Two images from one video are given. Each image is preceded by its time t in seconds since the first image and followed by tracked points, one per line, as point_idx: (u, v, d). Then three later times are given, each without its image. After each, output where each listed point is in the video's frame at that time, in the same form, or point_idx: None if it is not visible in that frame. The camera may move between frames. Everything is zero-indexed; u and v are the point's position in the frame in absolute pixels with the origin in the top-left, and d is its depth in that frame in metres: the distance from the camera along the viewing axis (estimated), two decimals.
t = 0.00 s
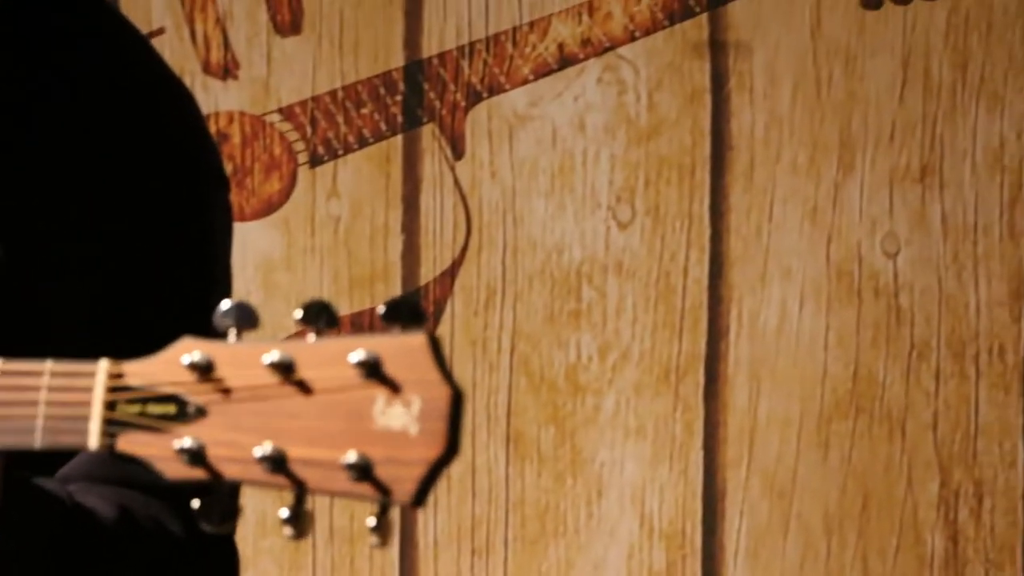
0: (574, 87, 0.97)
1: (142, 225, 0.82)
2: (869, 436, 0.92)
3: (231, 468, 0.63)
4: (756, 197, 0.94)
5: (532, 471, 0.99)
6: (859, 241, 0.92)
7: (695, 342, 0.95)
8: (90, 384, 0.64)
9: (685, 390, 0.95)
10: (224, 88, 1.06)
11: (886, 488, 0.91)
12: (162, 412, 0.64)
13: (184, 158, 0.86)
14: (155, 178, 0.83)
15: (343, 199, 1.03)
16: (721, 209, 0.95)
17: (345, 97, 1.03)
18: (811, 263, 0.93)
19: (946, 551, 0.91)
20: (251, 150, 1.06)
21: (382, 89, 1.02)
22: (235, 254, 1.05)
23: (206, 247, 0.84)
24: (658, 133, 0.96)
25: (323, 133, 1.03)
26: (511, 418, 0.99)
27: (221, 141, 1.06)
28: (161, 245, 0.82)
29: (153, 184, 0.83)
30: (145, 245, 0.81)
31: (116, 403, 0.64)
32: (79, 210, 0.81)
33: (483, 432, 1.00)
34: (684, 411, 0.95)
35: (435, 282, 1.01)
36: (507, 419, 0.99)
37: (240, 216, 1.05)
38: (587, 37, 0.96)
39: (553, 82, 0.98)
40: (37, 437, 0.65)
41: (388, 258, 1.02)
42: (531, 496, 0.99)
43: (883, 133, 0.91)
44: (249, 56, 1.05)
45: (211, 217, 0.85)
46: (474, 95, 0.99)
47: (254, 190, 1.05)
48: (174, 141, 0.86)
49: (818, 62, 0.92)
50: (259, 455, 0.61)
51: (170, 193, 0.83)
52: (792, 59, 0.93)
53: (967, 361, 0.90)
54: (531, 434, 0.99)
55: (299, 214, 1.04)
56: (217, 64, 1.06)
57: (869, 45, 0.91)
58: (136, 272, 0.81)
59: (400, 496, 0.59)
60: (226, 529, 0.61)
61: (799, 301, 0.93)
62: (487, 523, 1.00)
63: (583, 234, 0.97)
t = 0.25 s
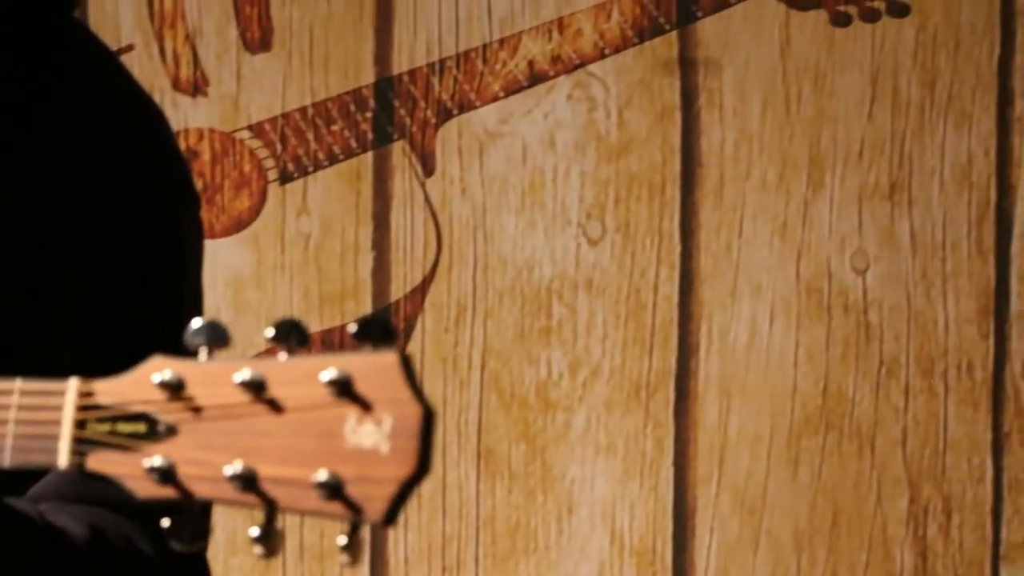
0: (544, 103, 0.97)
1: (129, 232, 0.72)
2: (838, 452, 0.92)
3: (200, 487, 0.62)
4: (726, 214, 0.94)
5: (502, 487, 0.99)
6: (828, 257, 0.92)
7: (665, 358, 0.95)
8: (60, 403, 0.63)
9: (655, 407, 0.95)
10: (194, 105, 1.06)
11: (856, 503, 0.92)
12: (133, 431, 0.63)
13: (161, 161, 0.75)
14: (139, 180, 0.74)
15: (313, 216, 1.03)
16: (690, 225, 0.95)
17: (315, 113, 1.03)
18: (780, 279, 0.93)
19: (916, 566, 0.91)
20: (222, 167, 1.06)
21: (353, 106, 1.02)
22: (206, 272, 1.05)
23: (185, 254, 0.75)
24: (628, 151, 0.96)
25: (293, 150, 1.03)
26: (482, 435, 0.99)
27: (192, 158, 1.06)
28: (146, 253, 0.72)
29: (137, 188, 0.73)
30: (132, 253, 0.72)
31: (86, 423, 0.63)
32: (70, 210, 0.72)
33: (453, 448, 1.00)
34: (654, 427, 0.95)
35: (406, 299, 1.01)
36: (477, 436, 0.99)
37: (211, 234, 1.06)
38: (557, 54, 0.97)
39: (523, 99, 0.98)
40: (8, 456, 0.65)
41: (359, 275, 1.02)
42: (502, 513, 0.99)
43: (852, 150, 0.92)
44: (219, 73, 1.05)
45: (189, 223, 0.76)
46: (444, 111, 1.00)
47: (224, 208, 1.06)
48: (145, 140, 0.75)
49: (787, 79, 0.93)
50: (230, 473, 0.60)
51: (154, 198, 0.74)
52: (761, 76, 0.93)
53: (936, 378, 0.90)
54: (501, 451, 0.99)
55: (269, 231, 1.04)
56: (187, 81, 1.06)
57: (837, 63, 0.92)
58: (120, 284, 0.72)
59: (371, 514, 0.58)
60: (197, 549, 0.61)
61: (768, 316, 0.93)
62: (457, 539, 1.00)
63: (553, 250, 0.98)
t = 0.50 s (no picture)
0: (509, 124, 0.98)
1: (112, 261, 0.88)
2: (802, 471, 0.92)
3: (164, 505, 0.66)
4: (690, 235, 0.95)
5: (468, 508, 0.99)
6: (792, 278, 0.93)
7: (630, 379, 0.95)
8: (27, 422, 0.69)
9: (620, 427, 0.95)
10: (158, 126, 1.06)
11: (819, 524, 0.92)
12: (99, 450, 0.68)
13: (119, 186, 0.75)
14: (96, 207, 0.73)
15: (278, 237, 1.03)
16: (655, 246, 0.95)
17: (279, 134, 1.03)
18: (744, 299, 0.94)
19: None
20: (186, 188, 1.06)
21: (317, 126, 1.02)
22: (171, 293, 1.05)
23: (145, 274, 0.90)
24: (592, 171, 0.96)
25: (257, 170, 1.03)
26: (447, 456, 0.99)
27: (155, 179, 1.06)
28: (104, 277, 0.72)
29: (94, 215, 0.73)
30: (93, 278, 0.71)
31: (50, 441, 0.69)
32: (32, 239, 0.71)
33: (418, 469, 1.00)
34: (619, 447, 0.95)
35: (371, 319, 1.01)
36: (443, 457, 0.99)
37: (173, 255, 1.05)
38: (521, 75, 0.98)
39: (487, 120, 0.98)
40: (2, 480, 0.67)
41: (324, 296, 1.02)
42: (467, 534, 0.99)
43: (815, 171, 0.92)
44: (183, 94, 1.05)
45: (151, 243, 0.91)
46: (409, 132, 1.00)
47: (188, 228, 1.05)
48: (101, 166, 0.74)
49: (750, 99, 0.93)
50: (197, 492, 0.64)
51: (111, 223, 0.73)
52: (725, 97, 0.94)
53: (899, 397, 0.90)
54: (467, 472, 0.99)
55: (233, 252, 1.04)
56: (150, 102, 1.06)
57: (800, 84, 0.92)
58: (87, 308, 0.86)
59: (336, 530, 0.62)
60: (161, 568, 0.67)
61: (733, 336, 0.94)
62: (423, 560, 1.00)
63: (518, 271, 0.98)
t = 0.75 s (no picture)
0: (476, 143, 0.98)
1: (81, 273, 0.77)
2: (769, 490, 0.92)
3: (134, 530, 0.64)
4: (657, 255, 0.95)
5: (436, 527, 0.98)
6: (759, 297, 0.93)
7: (598, 398, 0.95)
8: None
9: (588, 447, 0.96)
10: (124, 145, 1.05)
11: (786, 544, 0.92)
12: (66, 473, 0.66)
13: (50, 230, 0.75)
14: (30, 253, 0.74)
15: (245, 257, 1.03)
16: (622, 265, 0.96)
17: (247, 154, 1.03)
18: (711, 319, 0.94)
19: None
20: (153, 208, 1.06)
21: (284, 146, 1.02)
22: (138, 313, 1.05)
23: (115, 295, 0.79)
24: (560, 191, 0.97)
25: (225, 190, 1.03)
26: (415, 475, 0.99)
27: (123, 199, 1.06)
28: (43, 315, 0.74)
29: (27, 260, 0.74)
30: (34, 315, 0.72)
31: (16, 464, 0.67)
32: None
33: (386, 488, 1.00)
34: (587, 467, 0.95)
35: (339, 339, 1.01)
36: (411, 477, 0.99)
37: (142, 274, 1.05)
38: (489, 95, 0.98)
39: (455, 139, 0.98)
40: None
41: (291, 315, 1.02)
42: (435, 554, 0.99)
43: (781, 191, 0.93)
44: (150, 113, 1.05)
45: (118, 263, 0.80)
46: (376, 151, 1.00)
47: (156, 248, 1.05)
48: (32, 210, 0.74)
49: (717, 120, 0.94)
50: (165, 515, 0.62)
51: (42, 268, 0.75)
52: (692, 117, 0.94)
53: (865, 416, 0.91)
54: (435, 491, 0.98)
55: (201, 271, 1.04)
56: (117, 121, 1.06)
57: (767, 105, 0.93)
58: (60, 324, 0.75)
59: (306, 555, 0.59)
60: None
61: (700, 355, 0.94)
62: None
63: (486, 291, 0.98)
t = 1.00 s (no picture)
0: (440, 169, 0.98)
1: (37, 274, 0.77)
2: (733, 515, 0.93)
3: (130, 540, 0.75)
4: (620, 281, 0.95)
5: (399, 553, 0.98)
6: (722, 322, 0.93)
7: (562, 423, 0.95)
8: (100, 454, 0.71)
9: (552, 472, 0.96)
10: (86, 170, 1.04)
11: (750, 568, 0.92)
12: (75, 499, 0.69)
13: None
14: None
15: (207, 282, 1.02)
16: (585, 290, 0.96)
17: (209, 179, 1.02)
18: (674, 344, 0.94)
19: None
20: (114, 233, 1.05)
21: (247, 170, 1.01)
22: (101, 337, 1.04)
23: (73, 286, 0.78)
24: (523, 217, 0.97)
25: (187, 215, 1.03)
26: (378, 501, 0.99)
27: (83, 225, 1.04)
28: None
29: None
30: None
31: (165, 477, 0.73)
32: None
33: (350, 514, 0.99)
34: (551, 492, 0.96)
35: (303, 365, 1.00)
36: (374, 502, 0.99)
37: (103, 299, 1.04)
38: (452, 120, 0.98)
39: (418, 164, 0.98)
40: None
41: (254, 341, 1.01)
42: None
43: (744, 216, 0.93)
44: (112, 138, 1.04)
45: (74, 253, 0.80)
46: (340, 177, 1.00)
47: (117, 273, 1.04)
48: None
49: (680, 146, 0.94)
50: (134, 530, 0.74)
51: None
52: (654, 143, 0.94)
53: (828, 441, 0.91)
54: (398, 517, 0.98)
55: (162, 297, 1.03)
56: (79, 146, 1.05)
57: (729, 131, 0.93)
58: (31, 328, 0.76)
59: (279, 566, 0.71)
60: None
61: (664, 380, 0.94)
62: None
63: (449, 316, 0.98)
